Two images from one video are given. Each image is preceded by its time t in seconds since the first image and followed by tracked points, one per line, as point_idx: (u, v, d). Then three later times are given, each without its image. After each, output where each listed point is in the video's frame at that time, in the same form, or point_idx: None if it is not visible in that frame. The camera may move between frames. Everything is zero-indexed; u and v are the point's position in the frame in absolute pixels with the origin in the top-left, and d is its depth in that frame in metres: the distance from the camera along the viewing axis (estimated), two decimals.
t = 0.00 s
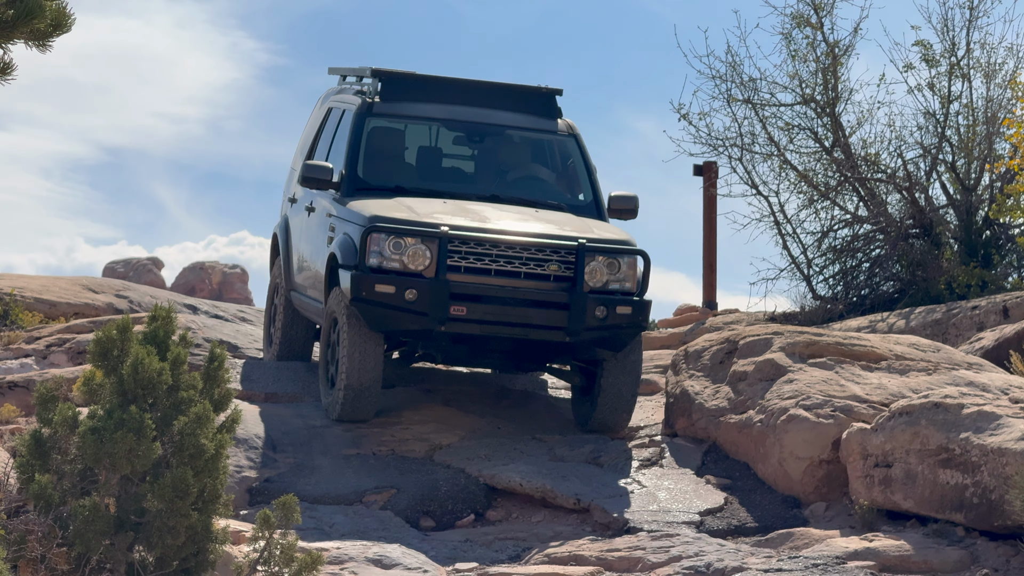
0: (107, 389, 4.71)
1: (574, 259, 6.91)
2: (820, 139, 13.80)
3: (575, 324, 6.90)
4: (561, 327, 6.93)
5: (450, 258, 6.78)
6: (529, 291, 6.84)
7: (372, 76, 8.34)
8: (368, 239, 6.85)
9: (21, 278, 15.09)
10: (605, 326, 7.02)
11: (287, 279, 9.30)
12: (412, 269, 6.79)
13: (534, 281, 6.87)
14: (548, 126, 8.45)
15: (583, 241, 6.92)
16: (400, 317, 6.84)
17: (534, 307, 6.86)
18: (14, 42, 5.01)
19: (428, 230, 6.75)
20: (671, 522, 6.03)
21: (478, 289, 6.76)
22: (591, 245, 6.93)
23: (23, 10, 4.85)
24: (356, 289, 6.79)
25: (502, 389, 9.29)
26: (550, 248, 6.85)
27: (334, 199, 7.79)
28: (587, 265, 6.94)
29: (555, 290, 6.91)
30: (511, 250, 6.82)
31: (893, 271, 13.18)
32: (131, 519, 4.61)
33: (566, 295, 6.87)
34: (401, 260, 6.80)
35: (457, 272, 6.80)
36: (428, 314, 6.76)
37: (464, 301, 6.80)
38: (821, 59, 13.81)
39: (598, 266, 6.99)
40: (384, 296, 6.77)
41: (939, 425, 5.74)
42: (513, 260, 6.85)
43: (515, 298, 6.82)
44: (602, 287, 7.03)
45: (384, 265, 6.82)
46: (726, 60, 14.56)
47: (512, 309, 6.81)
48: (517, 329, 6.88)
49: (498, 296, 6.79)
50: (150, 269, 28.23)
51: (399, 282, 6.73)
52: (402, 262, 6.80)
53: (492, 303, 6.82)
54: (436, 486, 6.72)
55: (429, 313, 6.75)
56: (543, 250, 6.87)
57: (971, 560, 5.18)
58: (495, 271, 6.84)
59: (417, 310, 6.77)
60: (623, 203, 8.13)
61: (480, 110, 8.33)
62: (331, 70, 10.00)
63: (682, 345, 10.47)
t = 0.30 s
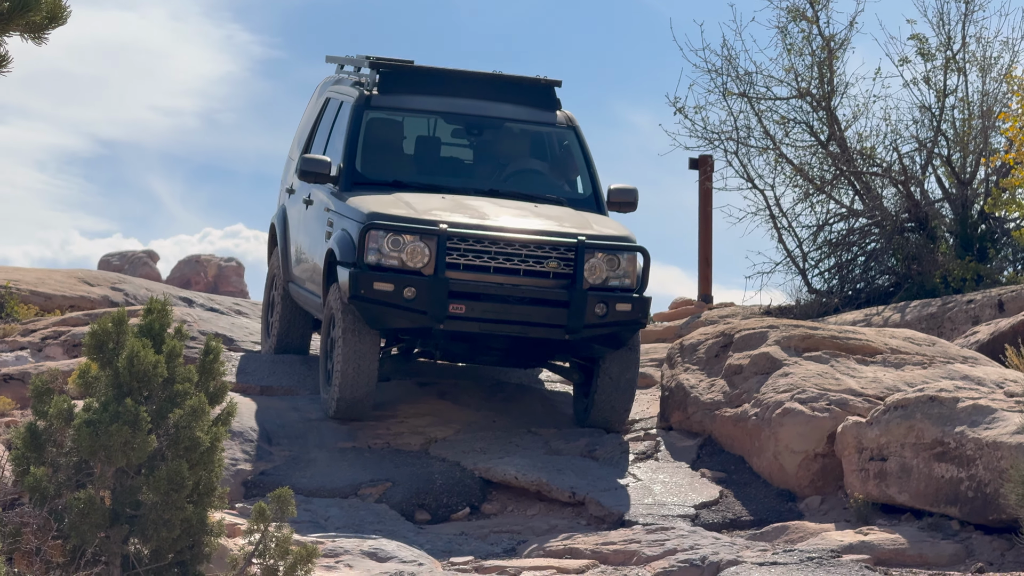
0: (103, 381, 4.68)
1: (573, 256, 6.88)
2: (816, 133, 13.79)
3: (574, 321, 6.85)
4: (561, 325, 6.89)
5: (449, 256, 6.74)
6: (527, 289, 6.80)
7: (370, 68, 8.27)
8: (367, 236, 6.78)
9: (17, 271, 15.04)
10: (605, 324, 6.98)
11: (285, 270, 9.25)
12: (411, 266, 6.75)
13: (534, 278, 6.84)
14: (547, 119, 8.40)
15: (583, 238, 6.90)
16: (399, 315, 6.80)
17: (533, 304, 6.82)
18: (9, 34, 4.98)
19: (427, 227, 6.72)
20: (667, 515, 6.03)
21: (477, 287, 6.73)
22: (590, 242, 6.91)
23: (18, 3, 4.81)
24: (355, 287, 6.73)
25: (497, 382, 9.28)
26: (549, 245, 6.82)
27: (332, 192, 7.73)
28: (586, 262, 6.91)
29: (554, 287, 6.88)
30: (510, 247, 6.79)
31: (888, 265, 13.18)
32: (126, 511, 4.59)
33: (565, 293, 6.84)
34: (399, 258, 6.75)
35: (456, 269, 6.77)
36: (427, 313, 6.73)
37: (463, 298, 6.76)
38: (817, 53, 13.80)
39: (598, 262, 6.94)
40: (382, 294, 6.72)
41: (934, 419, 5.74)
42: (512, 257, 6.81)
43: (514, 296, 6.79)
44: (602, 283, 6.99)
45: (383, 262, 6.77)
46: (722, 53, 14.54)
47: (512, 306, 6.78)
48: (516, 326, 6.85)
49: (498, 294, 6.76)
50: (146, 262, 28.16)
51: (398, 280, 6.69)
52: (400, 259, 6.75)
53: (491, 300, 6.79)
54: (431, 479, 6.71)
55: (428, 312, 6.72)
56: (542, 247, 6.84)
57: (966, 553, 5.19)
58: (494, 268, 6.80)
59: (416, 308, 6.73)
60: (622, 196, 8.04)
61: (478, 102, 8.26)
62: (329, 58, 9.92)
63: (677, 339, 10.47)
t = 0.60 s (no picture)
0: (96, 373, 4.65)
1: (573, 259, 6.64)
2: (810, 127, 13.78)
3: (575, 326, 6.64)
4: (561, 330, 6.67)
5: (448, 260, 6.50)
6: (527, 294, 6.56)
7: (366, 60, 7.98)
8: (366, 240, 6.55)
9: (10, 264, 14.99)
10: (605, 328, 6.77)
11: (280, 261, 9.17)
12: (411, 271, 6.51)
13: (533, 282, 6.62)
14: (544, 111, 8.17)
15: (584, 242, 6.65)
16: (399, 321, 6.58)
17: (533, 309, 6.60)
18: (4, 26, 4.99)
19: (425, 232, 6.46)
20: (660, 509, 6.03)
21: (476, 292, 6.50)
22: (591, 245, 6.67)
23: None
24: (353, 293, 6.52)
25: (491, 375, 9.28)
26: (549, 249, 6.58)
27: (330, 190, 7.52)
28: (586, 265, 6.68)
29: (554, 291, 6.67)
30: (510, 251, 6.55)
31: (882, 259, 13.19)
32: (120, 504, 4.58)
33: (566, 298, 6.61)
34: (399, 262, 6.52)
35: (455, 274, 6.53)
36: (427, 318, 6.49)
37: (462, 304, 6.53)
38: (811, 46, 13.79)
39: (598, 265, 6.72)
40: (381, 299, 6.51)
41: (928, 413, 5.74)
42: (511, 261, 6.58)
43: (513, 301, 6.55)
44: (602, 286, 6.76)
45: (382, 267, 6.54)
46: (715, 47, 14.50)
47: (512, 312, 6.55)
48: (516, 332, 6.62)
49: (498, 299, 6.53)
50: (140, 255, 28.08)
51: (397, 286, 6.47)
52: (400, 263, 6.52)
53: (490, 306, 6.56)
54: (425, 472, 6.70)
55: (428, 317, 6.49)
56: (542, 250, 6.60)
57: (959, 547, 5.20)
58: (494, 272, 6.57)
59: (416, 314, 6.51)
60: (619, 189, 7.96)
61: (475, 95, 8.01)
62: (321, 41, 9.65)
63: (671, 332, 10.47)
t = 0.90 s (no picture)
0: (89, 367, 4.62)
1: (567, 268, 6.52)
2: (803, 122, 13.77)
3: (570, 337, 6.54)
4: (556, 340, 6.56)
5: (441, 270, 6.40)
6: (521, 304, 6.46)
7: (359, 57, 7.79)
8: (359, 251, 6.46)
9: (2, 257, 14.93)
10: (600, 336, 6.66)
11: (275, 255, 9.09)
12: (403, 282, 6.43)
13: (528, 291, 6.49)
14: (539, 106, 8.01)
15: (577, 250, 6.53)
16: (392, 332, 6.50)
17: (528, 320, 6.49)
18: None
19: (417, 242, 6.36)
20: (653, 504, 6.03)
21: (470, 303, 6.38)
22: (584, 253, 6.54)
23: None
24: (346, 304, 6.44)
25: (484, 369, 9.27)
26: (542, 257, 6.46)
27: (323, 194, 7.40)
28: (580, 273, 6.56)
29: (549, 300, 6.54)
30: (504, 260, 6.44)
31: (876, 254, 13.20)
32: (113, 498, 4.56)
33: (560, 307, 6.50)
34: (391, 273, 6.44)
35: (448, 284, 6.42)
36: (420, 330, 6.40)
37: (456, 315, 6.42)
38: (805, 42, 13.77)
39: (592, 273, 6.62)
40: (374, 311, 6.43)
41: (920, 408, 5.73)
42: (505, 270, 6.46)
43: (507, 312, 6.44)
44: (596, 295, 6.65)
45: (375, 278, 6.46)
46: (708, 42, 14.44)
47: (506, 323, 6.44)
48: (511, 342, 6.52)
49: (492, 310, 6.42)
50: (133, 249, 28.00)
51: (390, 297, 6.38)
52: (392, 274, 6.43)
53: (485, 316, 6.46)
54: (418, 466, 6.69)
55: (421, 329, 6.40)
56: (536, 259, 6.48)
57: (951, 543, 5.21)
58: (488, 282, 6.46)
59: (409, 325, 6.42)
60: (615, 186, 7.92)
61: (469, 92, 7.84)
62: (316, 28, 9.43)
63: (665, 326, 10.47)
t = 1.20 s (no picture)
0: (81, 362, 4.59)
1: (559, 268, 6.43)
2: (796, 118, 13.77)
3: (563, 338, 6.44)
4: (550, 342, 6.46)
5: (431, 273, 6.31)
6: (513, 306, 6.37)
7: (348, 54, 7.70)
8: (348, 255, 6.37)
9: None
10: (593, 336, 6.55)
11: (269, 251, 9.06)
12: (394, 285, 6.35)
13: (520, 292, 6.41)
14: (530, 99, 7.88)
15: (568, 250, 6.44)
16: (384, 337, 6.40)
17: (520, 321, 6.39)
18: None
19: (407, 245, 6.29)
20: (646, 500, 6.02)
21: (462, 306, 6.30)
22: (576, 253, 6.45)
23: None
24: (337, 309, 6.34)
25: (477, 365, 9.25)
26: (534, 257, 6.38)
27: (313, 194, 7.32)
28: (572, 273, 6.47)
29: (541, 300, 6.45)
30: (495, 261, 6.36)
31: (868, 250, 13.23)
32: (104, 493, 4.52)
33: (553, 308, 6.41)
34: (382, 276, 6.36)
35: (439, 286, 6.35)
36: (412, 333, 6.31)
37: (449, 318, 6.35)
38: (798, 38, 13.76)
39: (584, 271, 6.52)
40: (366, 316, 6.34)
41: (913, 404, 5.73)
42: (497, 271, 6.38)
43: (500, 314, 6.35)
44: (588, 294, 6.56)
45: (366, 282, 6.38)
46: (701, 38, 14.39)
47: (498, 325, 6.35)
48: (505, 345, 6.43)
49: (484, 312, 6.33)
50: (126, 244, 27.89)
51: (381, 301, 6.29)
52: (383, 278, 6.36)
53: (477, 318, 6.37)
54: (410, 462, 6.68)
55: (413, 333, 6.30)
56: (527, 259, 6.40)
57: (943, 539, 5.21)
58: (479, 284, 6.39)
59: (401, 329, 6.33)
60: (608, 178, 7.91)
61: (458, 87, 7.73)
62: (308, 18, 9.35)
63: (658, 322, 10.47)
